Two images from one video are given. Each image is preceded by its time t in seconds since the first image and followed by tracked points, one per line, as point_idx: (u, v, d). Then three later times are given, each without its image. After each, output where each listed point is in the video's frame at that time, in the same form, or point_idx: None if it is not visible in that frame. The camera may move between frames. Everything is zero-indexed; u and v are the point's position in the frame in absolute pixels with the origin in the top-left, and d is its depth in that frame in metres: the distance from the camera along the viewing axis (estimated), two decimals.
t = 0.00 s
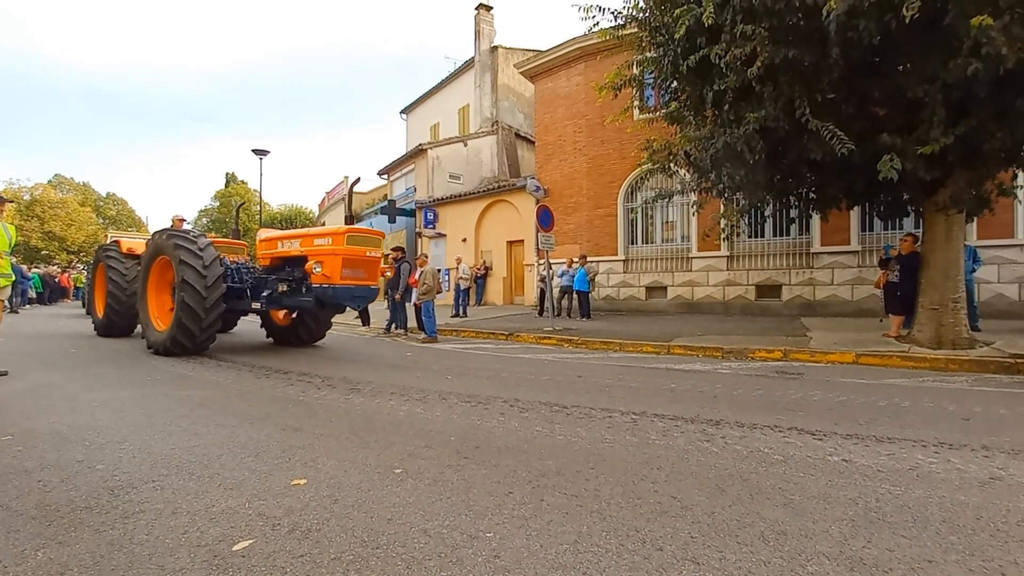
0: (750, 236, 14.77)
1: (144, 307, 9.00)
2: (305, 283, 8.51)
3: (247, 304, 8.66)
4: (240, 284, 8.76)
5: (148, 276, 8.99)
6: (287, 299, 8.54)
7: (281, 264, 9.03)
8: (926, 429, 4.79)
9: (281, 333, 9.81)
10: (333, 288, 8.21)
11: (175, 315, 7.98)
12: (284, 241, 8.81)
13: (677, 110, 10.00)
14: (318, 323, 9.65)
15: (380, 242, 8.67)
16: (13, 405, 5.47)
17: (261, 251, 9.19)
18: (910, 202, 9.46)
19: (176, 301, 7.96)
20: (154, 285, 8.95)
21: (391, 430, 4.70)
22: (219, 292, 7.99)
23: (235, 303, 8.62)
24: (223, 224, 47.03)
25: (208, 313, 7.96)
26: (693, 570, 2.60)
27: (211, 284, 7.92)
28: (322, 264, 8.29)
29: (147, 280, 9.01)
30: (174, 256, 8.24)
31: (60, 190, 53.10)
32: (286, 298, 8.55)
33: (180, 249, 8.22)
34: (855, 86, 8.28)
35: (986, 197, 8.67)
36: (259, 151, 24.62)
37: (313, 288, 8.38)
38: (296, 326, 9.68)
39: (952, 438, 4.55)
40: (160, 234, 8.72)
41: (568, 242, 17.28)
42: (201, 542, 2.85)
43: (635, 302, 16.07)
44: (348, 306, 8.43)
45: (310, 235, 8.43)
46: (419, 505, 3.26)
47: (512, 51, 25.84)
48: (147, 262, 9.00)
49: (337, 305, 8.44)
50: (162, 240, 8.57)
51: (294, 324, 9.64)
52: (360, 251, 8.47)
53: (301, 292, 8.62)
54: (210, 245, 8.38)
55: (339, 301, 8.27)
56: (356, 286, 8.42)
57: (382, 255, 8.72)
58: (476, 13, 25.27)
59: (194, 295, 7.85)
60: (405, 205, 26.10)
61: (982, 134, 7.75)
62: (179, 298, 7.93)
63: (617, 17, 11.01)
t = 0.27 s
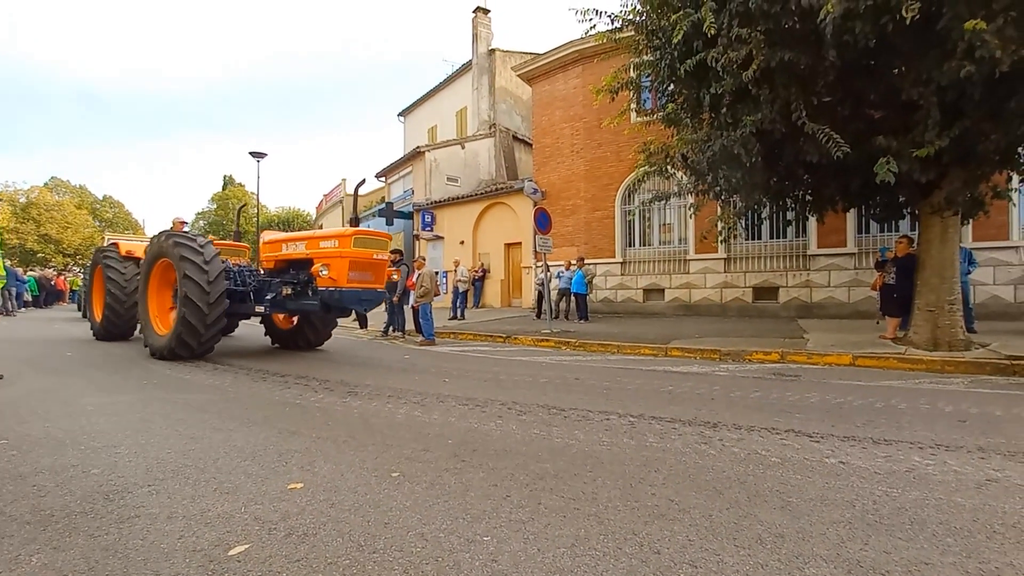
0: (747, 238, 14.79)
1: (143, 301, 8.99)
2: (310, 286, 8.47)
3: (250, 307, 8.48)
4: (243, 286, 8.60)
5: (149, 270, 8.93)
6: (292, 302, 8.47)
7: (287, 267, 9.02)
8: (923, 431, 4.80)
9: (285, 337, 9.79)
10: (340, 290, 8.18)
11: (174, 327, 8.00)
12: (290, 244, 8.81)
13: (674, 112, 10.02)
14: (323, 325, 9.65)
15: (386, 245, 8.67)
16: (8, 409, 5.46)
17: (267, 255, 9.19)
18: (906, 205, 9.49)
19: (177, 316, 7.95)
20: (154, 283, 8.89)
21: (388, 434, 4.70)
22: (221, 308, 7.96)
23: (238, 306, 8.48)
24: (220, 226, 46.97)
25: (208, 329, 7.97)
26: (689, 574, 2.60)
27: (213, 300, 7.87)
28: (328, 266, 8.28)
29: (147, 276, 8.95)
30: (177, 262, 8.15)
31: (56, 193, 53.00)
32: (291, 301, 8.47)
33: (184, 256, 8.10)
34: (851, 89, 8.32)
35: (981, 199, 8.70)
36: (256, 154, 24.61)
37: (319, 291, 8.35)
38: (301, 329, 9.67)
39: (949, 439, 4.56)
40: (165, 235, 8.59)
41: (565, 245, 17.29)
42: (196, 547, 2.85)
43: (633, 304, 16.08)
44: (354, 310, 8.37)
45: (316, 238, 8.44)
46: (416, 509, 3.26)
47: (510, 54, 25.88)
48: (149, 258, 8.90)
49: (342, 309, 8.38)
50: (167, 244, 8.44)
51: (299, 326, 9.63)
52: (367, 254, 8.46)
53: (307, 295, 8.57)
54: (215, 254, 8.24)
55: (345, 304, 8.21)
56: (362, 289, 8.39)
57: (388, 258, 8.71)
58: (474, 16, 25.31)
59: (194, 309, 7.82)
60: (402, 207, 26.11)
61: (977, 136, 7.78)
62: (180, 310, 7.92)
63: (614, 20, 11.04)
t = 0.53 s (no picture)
0: (743, 239, 14.82)
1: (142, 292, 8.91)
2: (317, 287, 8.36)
3: (254, 309, 8.43)
4: (246, 288, 8.52)
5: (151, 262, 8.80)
6: (296, 304, 8.41)
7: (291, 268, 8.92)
8: (918, 430, 4.82)
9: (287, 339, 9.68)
10: (347, 291, 8.08)
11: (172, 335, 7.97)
12: (295, 244, 8.72)
13: (670, 113, 10.04)
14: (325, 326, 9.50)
15: (393, 246, 8.57)
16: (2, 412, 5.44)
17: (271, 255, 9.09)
18: (902, 205, 9.52)
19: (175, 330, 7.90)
20: (155, 278, 8.78)
21: (384, 435, 4.70)
22: (221, 324, 7.93)
23: (240, 308, 8.41)
24: (216, 228, 46.91)
25: (207, 342, 7.94)
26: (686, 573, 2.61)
27: (214, 316, 7.81)
28: (334, 267, 8.18)
29: (149, 269, 8.84)
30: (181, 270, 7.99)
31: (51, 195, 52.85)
32: (295, 302, 8.43)
33: (188, 264, 7.93)
34: (846, 91, 8.35)
35: (976, 200, 8.74)
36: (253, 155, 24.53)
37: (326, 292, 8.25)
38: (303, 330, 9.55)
39: (944, 439, 4.58)
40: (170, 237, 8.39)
41: (562, 246, 17.30)
42: (192, 549, 2.85)
43: (630, 304, 16.10)
44: (361, 311, 8.26)
45: (322, 238, 8.34)
46: (412, 511, 3.26)
47: (506, 55, 25.90)
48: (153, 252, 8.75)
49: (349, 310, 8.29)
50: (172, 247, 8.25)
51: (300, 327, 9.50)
52: (374, 254, 8.36)
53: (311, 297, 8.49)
54: (220, 264, 8.06)
55: (352, 305, 8.11)
56: (369, 290, 8.27)
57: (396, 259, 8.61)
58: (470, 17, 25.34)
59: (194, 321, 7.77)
60: (399, 208, 26.11)
61: (972, 137, 7.82)
62: (180, 321, 7.84)
63: (610, 22, 11.05)
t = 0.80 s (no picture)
0: (740, 240, 14.84)
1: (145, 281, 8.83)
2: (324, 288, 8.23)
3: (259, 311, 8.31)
4: (251, 289, 8.37)
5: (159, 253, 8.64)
6: (302, 305, 8.30)
7: (297, 269, 8.78)
8: (914, 430, 4.84)
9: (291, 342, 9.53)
10: (355, 292, 7.90)
11: (171, 343, 7.96)
12: (301, 245, 8.57)
13: (667, 114, 10.05)
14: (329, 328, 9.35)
15: (401, 247, 8.44)
16: None
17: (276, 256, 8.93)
18: (898, 206, 9.54)
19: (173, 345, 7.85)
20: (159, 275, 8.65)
21: (382, 436, 4.70)
22: (221, 339, 7.87)
23: (245, 311, 8.27)
24: (214, 229, 46.85)
25: (206, 355, 7.91)
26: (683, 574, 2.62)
27: (215, 333, 7.73)
28: (342, 268, 8.02)
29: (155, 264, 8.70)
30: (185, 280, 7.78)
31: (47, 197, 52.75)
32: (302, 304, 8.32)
33: (192, 276, 7.73)
34: (842, 91, 8.37)
35: (972, 200, 8.77)
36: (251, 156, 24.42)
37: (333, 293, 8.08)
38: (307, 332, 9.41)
39: (940, 438, 4.60)
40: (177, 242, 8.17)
41: (560, 247, 17.31)
42: (188, 552, 2.85)
43: (628, 305, 16.11)
44: (369, 313, 8.09)
45: (330, 238, 8.19)
46: (410, 512, 3.26)
47: (503, 56, 25.92)
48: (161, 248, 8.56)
49: (356, 312, 8.15)
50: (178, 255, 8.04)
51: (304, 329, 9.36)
52: (381, 255, 8.21)
53: (317, 298, 8.40)
54: (227, 279, 7.84)
55: (360, 307, 7.94)
56: (377, 291, 8.13)
57: (403, 259, 8.47)
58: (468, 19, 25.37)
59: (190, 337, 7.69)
60: (397, 209, 26.09)
61: (967, 138, 7.85)
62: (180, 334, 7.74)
63: (607, 23, 11.07)
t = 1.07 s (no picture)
0: (738, 240, 14.86)
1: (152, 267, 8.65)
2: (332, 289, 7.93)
3: (264, 311, 8.23)
4: (257, 290, 8.33)
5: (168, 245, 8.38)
6: (307, 307, 8.05)
7: (305, 270, 8.52)
8: (913, 429, 4.85)
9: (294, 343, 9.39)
10: (364, 294, 7.57)
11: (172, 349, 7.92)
12: (309, 245, 8.30)
13: (665, 115, 10.07)
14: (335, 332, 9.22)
15: (412, 246, 8.10)
16: None
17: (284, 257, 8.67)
18: (896, 206, 9.57)
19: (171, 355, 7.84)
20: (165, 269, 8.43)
21: (381, 437, 4.70)
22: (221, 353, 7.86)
23: (251, 311, 8.19)
24: (212, 230, 46.80)
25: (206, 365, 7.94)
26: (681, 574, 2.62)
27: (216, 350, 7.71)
28: (351, 268, 7.71)
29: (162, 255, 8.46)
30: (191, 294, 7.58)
31: (45, 198, 52.67)
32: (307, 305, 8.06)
33: (197, 292, 7.53)
34: (839, 92, 8.39)
35: (969, 200, 8.79)
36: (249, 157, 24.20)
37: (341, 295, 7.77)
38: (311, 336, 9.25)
39: (938, 437, 4.61)
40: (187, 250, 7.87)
41: (559, 247, 17.32)
42: (186, 553, 2.85)
43: (627, 306, 16.12)
44: (378, 315, 7.76)
45: (339, 237, 7.90)
46: (408, 512, 3.27)
47: (502, 57, 25.91)
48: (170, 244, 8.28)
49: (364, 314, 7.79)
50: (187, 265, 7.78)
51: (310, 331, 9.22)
52: (391, 255, 7.88)
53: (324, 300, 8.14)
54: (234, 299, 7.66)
55: (369, 308, 7.60)
56: (387, 292, 7.79)
57: (414, 259, 8.12)
58: (466, 19, 25.38)
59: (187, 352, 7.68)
60: (396, 210, 26.08)
61: (964, 138, 7.88)
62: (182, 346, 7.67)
63: (605, 24, 11.09)
